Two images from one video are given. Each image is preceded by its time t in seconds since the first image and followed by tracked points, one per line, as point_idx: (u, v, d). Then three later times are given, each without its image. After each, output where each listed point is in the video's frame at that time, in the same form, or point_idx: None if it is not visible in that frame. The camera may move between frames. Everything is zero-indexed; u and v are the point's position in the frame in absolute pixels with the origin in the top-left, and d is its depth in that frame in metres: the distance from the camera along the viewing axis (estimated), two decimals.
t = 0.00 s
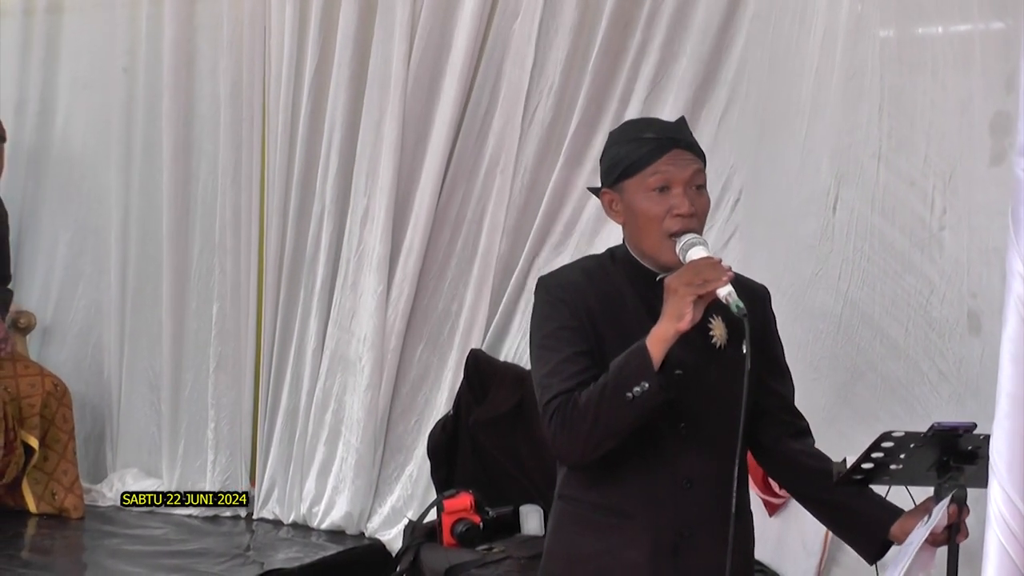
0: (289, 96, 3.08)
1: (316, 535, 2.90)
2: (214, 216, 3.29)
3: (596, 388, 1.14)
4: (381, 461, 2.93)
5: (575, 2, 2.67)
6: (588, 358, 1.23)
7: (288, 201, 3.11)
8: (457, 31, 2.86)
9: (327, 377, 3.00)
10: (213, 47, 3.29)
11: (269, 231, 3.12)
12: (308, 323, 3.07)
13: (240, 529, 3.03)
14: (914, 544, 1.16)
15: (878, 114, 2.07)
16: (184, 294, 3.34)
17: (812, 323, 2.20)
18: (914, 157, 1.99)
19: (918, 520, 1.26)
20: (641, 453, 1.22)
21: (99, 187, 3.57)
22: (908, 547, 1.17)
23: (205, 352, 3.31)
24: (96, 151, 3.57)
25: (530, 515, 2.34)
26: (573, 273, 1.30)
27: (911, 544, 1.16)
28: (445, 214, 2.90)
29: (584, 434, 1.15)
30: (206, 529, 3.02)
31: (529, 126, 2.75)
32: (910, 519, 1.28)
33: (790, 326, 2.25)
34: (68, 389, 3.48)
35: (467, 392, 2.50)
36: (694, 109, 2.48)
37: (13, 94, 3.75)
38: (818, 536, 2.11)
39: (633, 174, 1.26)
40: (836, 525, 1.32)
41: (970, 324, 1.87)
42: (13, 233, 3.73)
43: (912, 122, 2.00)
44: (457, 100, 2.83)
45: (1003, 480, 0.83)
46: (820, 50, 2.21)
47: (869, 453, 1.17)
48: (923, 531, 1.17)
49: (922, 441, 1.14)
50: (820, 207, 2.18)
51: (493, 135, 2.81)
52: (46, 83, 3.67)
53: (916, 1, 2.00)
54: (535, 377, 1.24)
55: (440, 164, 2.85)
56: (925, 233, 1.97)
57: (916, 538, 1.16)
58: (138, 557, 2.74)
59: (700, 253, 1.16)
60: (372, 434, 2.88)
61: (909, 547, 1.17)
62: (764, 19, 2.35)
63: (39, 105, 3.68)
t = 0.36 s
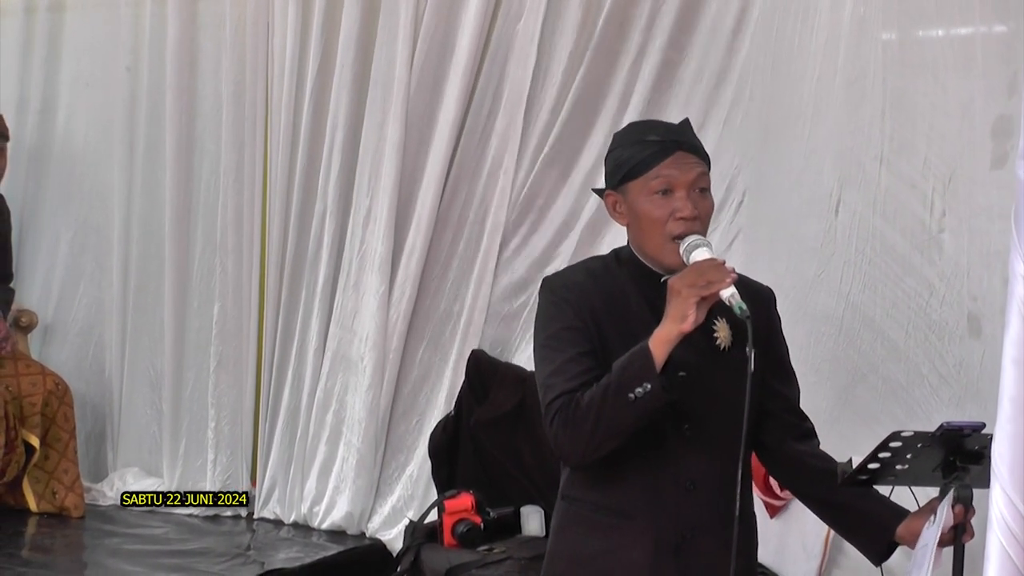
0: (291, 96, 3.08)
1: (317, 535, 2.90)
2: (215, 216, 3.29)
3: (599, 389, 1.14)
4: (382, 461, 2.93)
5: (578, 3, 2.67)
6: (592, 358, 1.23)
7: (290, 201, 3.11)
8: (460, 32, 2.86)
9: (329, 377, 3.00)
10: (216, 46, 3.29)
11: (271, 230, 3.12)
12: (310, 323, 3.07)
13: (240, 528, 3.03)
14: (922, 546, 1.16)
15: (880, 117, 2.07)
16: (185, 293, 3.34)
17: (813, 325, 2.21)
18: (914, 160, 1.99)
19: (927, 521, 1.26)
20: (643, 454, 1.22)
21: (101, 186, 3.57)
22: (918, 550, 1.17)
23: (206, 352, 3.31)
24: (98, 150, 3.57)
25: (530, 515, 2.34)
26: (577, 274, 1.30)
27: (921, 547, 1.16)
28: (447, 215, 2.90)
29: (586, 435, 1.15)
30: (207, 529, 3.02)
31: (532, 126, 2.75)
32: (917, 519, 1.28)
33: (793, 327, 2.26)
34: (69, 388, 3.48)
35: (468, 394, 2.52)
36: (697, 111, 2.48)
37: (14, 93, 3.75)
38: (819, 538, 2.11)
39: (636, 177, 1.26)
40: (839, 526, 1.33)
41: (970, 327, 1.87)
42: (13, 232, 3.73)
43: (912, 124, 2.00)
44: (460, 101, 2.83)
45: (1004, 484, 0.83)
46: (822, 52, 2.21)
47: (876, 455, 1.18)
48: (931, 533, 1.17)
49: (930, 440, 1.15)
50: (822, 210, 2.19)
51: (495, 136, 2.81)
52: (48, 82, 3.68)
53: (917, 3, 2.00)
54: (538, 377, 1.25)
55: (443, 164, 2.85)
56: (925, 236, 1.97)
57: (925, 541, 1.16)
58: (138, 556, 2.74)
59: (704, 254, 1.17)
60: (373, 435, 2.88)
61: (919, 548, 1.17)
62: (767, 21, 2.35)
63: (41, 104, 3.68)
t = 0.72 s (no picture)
0: (293, 97, 3.08)
1: (317, 536, 2.90)
2: (216, 217, 3.29)
3: (600, 389, 1.15)
4: (381, 463, 2.93)
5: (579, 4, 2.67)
6: (594, 358, 1.23)
7: (291, 202, 3.11)
8: (462, 34, 2.86)
9: (329, 379, 3.00)
10: (218, 47, 3.30)
11: (273, 232, 3.13)
12: (311, 325, 3.07)
13: (240, 529, 3.03)
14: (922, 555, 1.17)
15: (882, 119, 2.07)
16: (186, 294, 3.34)
17: (814, 327, 2.20)
18: (918, 162, 1.99)
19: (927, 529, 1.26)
20: (645, 453, 1.22)
21: (101, 186, 3.57)
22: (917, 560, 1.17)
23: (206, 352, 3.31)
24: (98, 151, 3.58)
25: (530, 517, 2.35)
26: (580, 275, 1.30)
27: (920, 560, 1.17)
28: (448, 216, 2.90)
29: (587, 434, 1.15)
30: (207, 530, 3.02)
31: (533, 128, 2.75)
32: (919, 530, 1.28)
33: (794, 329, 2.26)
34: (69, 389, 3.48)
35: (468, 395, 2.51)
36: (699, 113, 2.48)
37: (14, 93, 3.75)
38: (820, 539, 2.12)
39: (641, 178, 1.26)
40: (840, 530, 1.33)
41: (972, 329, 1.88)
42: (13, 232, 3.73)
43: (917, 125, 2.00)
44: (461, 102, 2.83)
45: (1004, 484, 0.83)
46: (824, 54, 2.21)
47: (876, 466, 1.18)
48: (930, 546, 1.17)
49: (931, 453, 1.15)
50: (825, 212, 2.19)
51: (497, 138, 2.82)
52: (49, 82, 3.68)
53: (921, 5, 2.01)
54: (541, 377, 1.25)
55: (444, 165, 2.85)
56: (929, 239, 1.97)
57: (925, 553, 1.16)
58: (138, 557, 2.74)
59: (708, 256, 1.17)
60: (374, 436, 2.88)
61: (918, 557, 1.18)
62: (769, 23, 2.35)
63: (41, 105, 3.68)
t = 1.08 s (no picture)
0: (293, 99, 3.08)
1: (318, 538, 2.90)
2: (217, 219, 3.29)
3: (602, 391, 1.14)
4: (382, 465, 2.92)
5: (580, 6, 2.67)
6: (596, 361, 1.23)
7: (292, 204, 3.11)
8: (462, 35, 2.86)
9: (330, 380, 3.00)
10: (218, 50, 3.30)
11: (273, 233, 3.13)
12: (312, 326, 3.07)
13: (242, 531, 3.03)
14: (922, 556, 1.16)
15: (884, 125, 2.07)
16: (186, 296, 3.34)
17: (815, 331, 2.19)
18: (920, 163, 2.00)
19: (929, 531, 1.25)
20: (647, 455, 1.22)
21: (101, 188, 3.57)
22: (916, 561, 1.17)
23: (207, 354, 3.31)
24: (99, 152, 3.58)
25: (531, 520, 2.34)
26: (582, 278, 1.30)
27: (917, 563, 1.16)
28: (449, 218, 2.90)
29: (589, 436, 1.15)
30: (208, 531, 3.02)
31: (533, 130, 2.75)
32: (918, 534, 1.27)
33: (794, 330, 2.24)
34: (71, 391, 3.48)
35: (469, 396, 2.49)
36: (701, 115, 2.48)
37: (14, 95, 3.76)
38: (821, 541, 2.11)
39: (643, 182, 1.25)
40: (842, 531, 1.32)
41: (976, 329, 1.88)
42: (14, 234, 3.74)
43: (919, 128, 2.01)
44: (462, 104, 2.82)
45: (1004, 484, 0.83)
46: (825, 56, 2.21)
47: (875, 468, 1.18)
48: (928, 550, 1.16)
49: (930, 456, 1.15)
50: (827, 213, 2.19)
51: (497, 140, 2.81)
52: (50, 84, 3.68)
53: (924, 6, 2.02)
54: (542, 380, 1.24)
55: (445, 167, 2.85)
56: (932, 241, 1.97)
57: (923, 556, 1.16)
58: (140, 559, 2.73)
59: (709, 258, 1.16)
60: (374, 438, 2.88)
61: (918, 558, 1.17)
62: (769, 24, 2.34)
63: (42, 107, 3.68)
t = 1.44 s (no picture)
0: (293, 101, 3.09)
1: (319, 539, 2.90)
2: (217, 222, 3.29)
3: (605, 391, 1.14)
4: (383, 466, 2.92)
5: (578, 7, 2.67)
6: (598, 362, 1.23)
7: (292, 206, 3.11)
8: (461, 36, 2.86)
9: (330, 383, 3.00)
10: (217, 52, 3.30)
11: (274, 235, 3.13)
12: (312, 328, 3.07)
13: (243, 533, 3.03)
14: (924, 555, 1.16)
15: (884, 122, 2.07)
16: (187, 298, 3.34)
17: (813, 330, 2.21)
18: (920, 162, 1.99)
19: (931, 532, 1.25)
20: (649, 456, 1.22)
21: (101, 190, 3.57)
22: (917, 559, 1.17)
23: (208, 356, 3.31)
24: (99, 155, 3.58)
25: (533, 521, 2.34)
26: (583, 279, 1.30)
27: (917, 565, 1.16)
28: (449, 219, 2.90)
29: (593, 436, 1.15)
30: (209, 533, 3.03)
31: (533, 130, 2.75)
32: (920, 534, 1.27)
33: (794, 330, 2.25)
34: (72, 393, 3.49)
35: (470, 397, 2.49)
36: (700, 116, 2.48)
37: (13, 97, 3.76)
38: (822, 540, 2.11)
39: (640, 182, 1.25)
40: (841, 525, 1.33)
41: (976, 330, 1.87)
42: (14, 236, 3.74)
43: (919, 127, 2.00)
44: (461, 105, 2.83)
45: (1004, 484, 0.83)
46: (823, 57, 2.22)
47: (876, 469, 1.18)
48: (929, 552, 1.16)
49: (930, 456, 1.15)
50: (827, 213, 2.19)
51: (496, 140, 2.81)
52: (49, 87, 3.68)
53: (923, 8, 2.01)
54: (544, 382, 1.25)
55: (445, 169, 2.85)
56: (931, 240, 1.97)
57: (925, 557, 1.16)
58: (141, 561, 2.73)
59: (708, 257, 1.17)
60: (375, 439, 2.88)
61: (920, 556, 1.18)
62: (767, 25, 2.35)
63: (41, 110, 3.69)
